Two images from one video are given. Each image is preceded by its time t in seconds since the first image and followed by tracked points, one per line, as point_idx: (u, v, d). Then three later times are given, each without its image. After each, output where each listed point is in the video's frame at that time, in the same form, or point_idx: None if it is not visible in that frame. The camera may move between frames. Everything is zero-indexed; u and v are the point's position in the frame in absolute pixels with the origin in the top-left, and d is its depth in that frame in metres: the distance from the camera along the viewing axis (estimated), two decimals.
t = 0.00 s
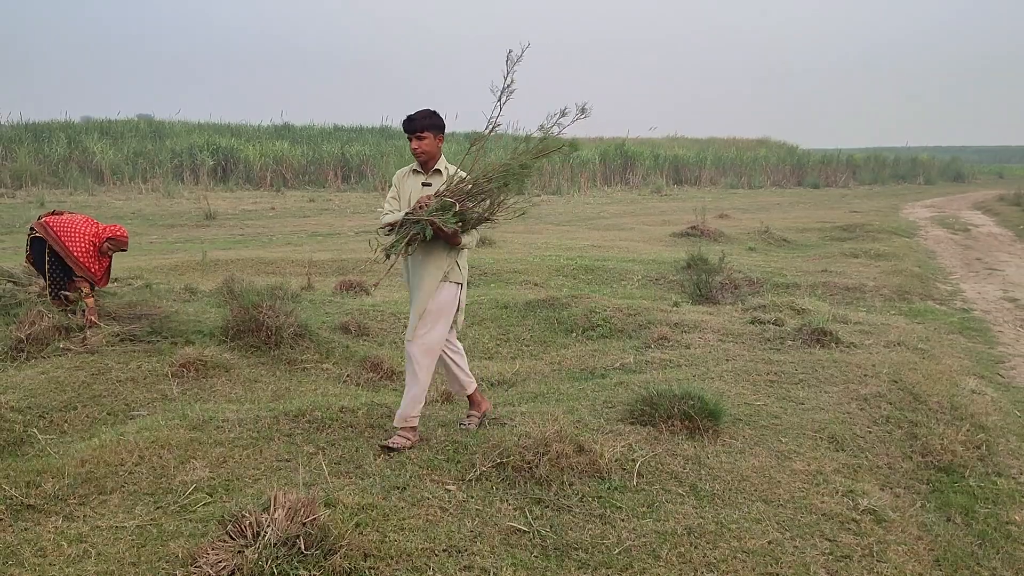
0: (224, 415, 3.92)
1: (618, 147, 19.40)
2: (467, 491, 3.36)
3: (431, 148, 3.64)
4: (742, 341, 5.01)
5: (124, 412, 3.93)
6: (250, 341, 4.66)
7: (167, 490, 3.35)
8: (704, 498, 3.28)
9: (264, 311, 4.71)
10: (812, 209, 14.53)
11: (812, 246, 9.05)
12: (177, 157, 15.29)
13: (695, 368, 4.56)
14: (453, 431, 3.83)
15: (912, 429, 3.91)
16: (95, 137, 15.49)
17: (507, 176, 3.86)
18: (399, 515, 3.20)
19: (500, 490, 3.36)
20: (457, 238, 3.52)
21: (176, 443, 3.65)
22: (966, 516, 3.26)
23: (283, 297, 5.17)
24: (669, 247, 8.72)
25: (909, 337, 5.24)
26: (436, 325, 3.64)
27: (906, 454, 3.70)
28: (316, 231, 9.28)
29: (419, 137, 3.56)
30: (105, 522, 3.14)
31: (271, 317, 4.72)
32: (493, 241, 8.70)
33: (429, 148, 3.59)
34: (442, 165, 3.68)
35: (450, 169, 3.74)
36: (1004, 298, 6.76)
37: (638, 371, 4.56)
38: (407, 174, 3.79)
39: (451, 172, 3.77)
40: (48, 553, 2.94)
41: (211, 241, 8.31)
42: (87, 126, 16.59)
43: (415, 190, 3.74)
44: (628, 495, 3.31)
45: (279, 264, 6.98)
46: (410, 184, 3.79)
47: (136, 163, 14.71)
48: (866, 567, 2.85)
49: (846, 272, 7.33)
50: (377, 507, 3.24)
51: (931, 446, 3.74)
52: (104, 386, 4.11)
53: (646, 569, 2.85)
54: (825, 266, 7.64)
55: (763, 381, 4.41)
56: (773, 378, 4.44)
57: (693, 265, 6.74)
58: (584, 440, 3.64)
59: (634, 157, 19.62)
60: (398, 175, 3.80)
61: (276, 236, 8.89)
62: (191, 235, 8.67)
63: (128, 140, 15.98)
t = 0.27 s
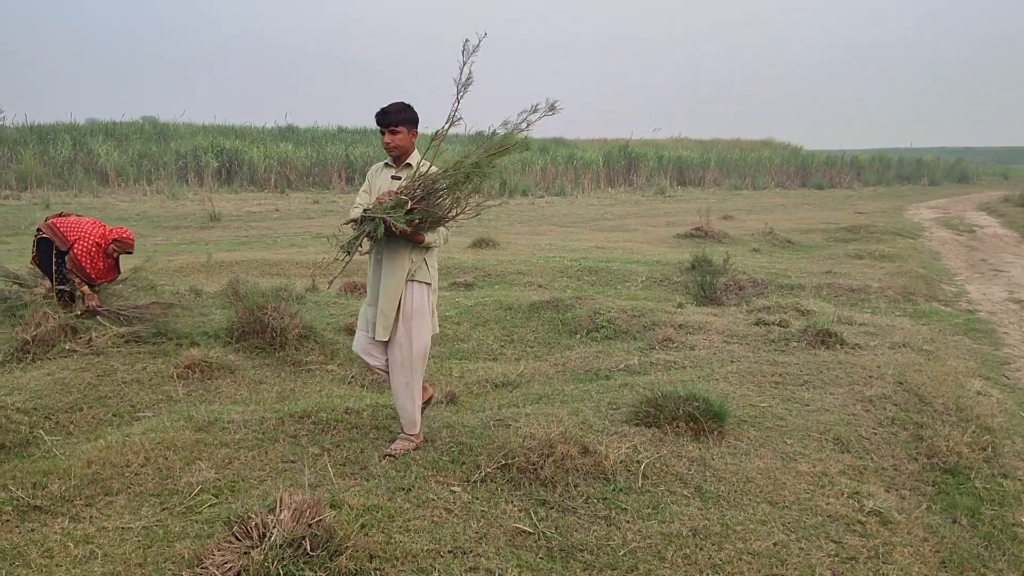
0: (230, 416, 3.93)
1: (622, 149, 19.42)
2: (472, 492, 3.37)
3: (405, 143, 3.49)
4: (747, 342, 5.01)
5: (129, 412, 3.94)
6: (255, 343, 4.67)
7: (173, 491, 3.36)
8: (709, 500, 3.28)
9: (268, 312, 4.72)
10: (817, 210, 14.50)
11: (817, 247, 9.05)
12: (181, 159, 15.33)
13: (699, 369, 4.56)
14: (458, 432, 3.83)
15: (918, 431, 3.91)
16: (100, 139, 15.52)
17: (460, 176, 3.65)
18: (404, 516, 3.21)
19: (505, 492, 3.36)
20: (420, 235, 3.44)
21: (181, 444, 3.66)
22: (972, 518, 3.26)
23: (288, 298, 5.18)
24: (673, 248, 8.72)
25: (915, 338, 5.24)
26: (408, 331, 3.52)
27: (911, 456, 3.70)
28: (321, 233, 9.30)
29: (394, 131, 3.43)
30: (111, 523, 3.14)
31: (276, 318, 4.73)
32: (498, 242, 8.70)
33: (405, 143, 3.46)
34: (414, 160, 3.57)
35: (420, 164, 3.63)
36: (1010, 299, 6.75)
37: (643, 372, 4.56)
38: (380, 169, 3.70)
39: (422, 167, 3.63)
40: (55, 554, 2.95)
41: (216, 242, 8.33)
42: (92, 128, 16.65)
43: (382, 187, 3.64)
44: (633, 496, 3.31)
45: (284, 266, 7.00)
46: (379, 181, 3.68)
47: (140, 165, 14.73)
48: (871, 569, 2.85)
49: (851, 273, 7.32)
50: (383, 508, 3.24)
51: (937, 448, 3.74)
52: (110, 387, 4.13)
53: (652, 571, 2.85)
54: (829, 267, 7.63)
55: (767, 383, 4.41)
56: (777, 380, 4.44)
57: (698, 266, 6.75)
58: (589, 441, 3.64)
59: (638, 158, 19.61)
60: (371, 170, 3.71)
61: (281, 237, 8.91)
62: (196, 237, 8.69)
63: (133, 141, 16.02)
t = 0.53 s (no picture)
0: (239, 417, 3.94)
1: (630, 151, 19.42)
2: (481, 494, 3.37)
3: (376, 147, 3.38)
4: (756, 344, 5.00)
5: (139, 414, 3.96)
6: (263, 344, 4.68)
7: (183, 492, 3.37)
8: (719, 502, 3.28)
9: (277, 313, 4.74)
10: (825, 211, 14.45)
11: (825, 249, 9.03)
12: (189, 160, 15.38)
13: (708, 371, 4.56)
14: (466, 434, 3.83)
15: (928, 433, 3.90)
16: (109, 141, 15.59)
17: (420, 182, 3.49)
18: (413, 517, 3.21)
19: (514, 494, 3.36)
20: (388, 241, 3.30)
21: (191, 446, 3.67)
22: (982, 520, 3.25)
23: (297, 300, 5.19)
24: (681, 250, 8.72)
25: (924, 341, 5.22)
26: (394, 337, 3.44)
27: (921, 458, 3.69)
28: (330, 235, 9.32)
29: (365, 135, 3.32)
30: (121, 524, 3.16)
31: (285, 320, 4.75)
32: (505, 243, 8.71)
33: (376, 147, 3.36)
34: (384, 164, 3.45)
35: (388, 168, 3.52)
36: (1020, 301, 6.72)
37: (651, 374, 4.56)
38: (347, 178, 3.58)
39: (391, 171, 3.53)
40: (65, 554, 2.96)
41: (225, 243, 8.36)
42: (100, 129, 16.71)
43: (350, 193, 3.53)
44: (642, 498, 3.31)
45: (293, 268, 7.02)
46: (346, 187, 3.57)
47: (148, 166, 14.78)
48: (881, 572, 2.84)
49: (860, 274, 7.30)
50: (392, 509, 3.25)
51: (947, 450, 3.73)
52: (119, 389, 4.14)
53: (661, 573, 2.85)
54: (838, 269, 7.61)
55: (776, 385, 4.40)
56: (786, 382, 4.44)
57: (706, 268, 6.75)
58: (597, 443, 3.64)
59: (645, 159, 19.59)
60: (338, 180, 3.59)
61: (290, 239, 8.94)
62: (205, 239, 8.72)
63: (141, 143, 16.08)
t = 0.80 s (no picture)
0: (251, 418, 3.95)
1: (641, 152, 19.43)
2: (493, 496, 3.37)
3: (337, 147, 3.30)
4: (768, 346, 5.00)
5: (152, 414, 3.98)
6: (275, 345, 4.70)
7: (197, 493, 3.39)
8: (732, 505, 3.27)
9: (289, 314, 4.75)
10: (838, 212, 14.40)
11: (837, 251, 9.00)
12: (201, 161, 15.46)
13: (720, 373, 4.55)
14: (478, 435, 3.83)
15: (942, 436, 3.89)
16: (122, 142, 15.70)
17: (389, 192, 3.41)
18: (426, 519, 3.22)
19: (526, 495, 3.36)
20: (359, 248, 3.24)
21: (204, 446, 3.69)
22: (998, 524, 3.24)
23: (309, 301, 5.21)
24: (692, 251, 8.71)
25: (938, 343, 5.20)
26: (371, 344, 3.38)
27: (935, 461, 3.67)
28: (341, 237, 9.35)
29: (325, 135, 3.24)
30: (135, 524, 3.17)
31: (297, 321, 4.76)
32: (517, 245, 8.72)
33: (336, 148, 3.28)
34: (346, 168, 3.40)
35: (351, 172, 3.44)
36: None
37: (663, 376, 4.56)
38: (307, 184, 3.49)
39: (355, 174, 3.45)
40: (80, 554, 2.98)
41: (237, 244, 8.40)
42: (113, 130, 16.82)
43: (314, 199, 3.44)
44: (655, 501, 3.31)
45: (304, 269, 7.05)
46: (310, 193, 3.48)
47: (161, 168, 14.87)
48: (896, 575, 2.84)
49: (873, 276, 7.27)
50: (405, 511, 3.25)
51: (962, 454, 3.71)
52: (133, 390, 4.17)
53: None
54: (851, 271, 7.59)
55: (789, 387, 4.39)
56: (799, 384, 4.42)
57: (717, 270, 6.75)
58: (610, 445, 3.64)
59: (656, 161, 19.58)
60: (299, 187, 3.50)
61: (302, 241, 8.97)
62: (219, 240, 8.77)
63: (154, 145, 16.19)
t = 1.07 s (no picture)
0: (268, 418, 3.97)
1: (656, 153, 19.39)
2: (509, 497, 3.37)
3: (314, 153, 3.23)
4: (785, 348, 4.98)
5: (170, 414, 4.01)
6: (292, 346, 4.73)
7: (214, 493, 3.40)
8: (749, 508, 3.26)
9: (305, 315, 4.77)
10: (855, 213, 14.31)
11: (854, 252, 8.95)
12: (216, 162, 15.55)
13: (737, 375, 4.54)
14: (494, 437, 3.84)
15: (961, 440, 3.87)
16: (139, 143, 15.82)
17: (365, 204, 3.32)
18: (442, 520, 3.22)
19: (542, 497, 3.36)
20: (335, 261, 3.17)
21: (221, 446, 3.71)
22: (1018, 529, 3.22)
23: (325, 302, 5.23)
24: (708, 252, 8.70)
25: (957, 346, 5.17)
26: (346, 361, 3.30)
27: (954, 465, 3.65)
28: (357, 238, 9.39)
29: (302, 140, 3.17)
30: (153, 524, 3.19)
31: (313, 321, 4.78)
32: (531, 246, 8.72)
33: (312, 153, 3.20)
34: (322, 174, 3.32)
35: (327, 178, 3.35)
36: None
37: (679, 378, 4.55)
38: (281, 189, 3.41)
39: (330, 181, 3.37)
40: (99, 553, 2.99)
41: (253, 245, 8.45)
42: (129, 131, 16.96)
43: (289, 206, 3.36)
44: (671, 503, 3.30)
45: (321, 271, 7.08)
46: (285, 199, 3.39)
47: (177, 169, 14.97)
48: None
49: (891, 278, 7.23)
50: (421, 512, 3.26)
51: (981, 458, 3.69)
52: (150, 390, 4.20)
53: None
54: (868, 273, 7.55)
55: (806, 390, 4.37)
56: (816, 387, 4.40)
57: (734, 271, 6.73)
58: (626, 447, 3.64)
59: (671, 162, 19.53)
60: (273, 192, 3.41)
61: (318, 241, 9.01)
62: (235, 241, 8.83)
63: (171, 146, 16.31)
